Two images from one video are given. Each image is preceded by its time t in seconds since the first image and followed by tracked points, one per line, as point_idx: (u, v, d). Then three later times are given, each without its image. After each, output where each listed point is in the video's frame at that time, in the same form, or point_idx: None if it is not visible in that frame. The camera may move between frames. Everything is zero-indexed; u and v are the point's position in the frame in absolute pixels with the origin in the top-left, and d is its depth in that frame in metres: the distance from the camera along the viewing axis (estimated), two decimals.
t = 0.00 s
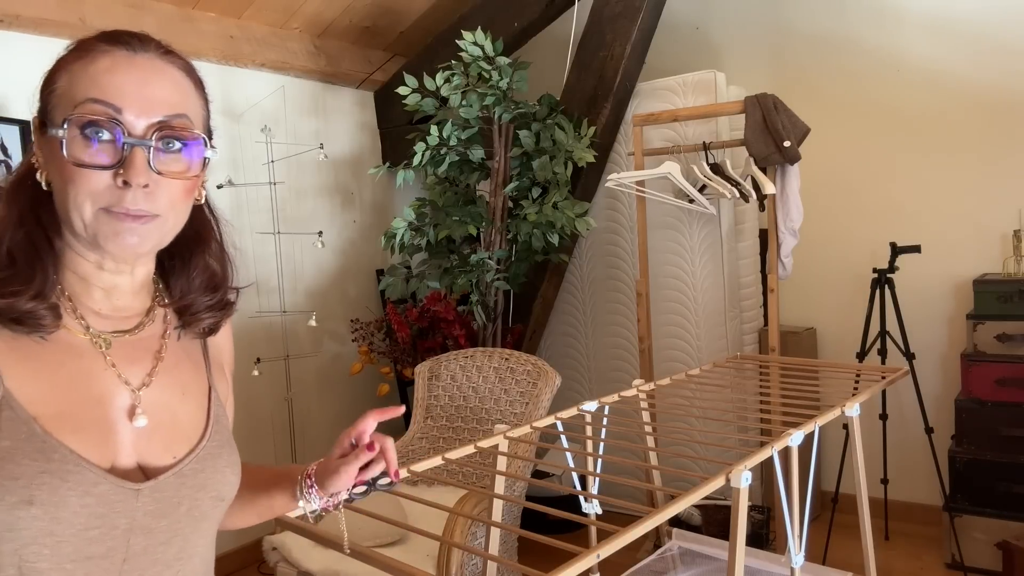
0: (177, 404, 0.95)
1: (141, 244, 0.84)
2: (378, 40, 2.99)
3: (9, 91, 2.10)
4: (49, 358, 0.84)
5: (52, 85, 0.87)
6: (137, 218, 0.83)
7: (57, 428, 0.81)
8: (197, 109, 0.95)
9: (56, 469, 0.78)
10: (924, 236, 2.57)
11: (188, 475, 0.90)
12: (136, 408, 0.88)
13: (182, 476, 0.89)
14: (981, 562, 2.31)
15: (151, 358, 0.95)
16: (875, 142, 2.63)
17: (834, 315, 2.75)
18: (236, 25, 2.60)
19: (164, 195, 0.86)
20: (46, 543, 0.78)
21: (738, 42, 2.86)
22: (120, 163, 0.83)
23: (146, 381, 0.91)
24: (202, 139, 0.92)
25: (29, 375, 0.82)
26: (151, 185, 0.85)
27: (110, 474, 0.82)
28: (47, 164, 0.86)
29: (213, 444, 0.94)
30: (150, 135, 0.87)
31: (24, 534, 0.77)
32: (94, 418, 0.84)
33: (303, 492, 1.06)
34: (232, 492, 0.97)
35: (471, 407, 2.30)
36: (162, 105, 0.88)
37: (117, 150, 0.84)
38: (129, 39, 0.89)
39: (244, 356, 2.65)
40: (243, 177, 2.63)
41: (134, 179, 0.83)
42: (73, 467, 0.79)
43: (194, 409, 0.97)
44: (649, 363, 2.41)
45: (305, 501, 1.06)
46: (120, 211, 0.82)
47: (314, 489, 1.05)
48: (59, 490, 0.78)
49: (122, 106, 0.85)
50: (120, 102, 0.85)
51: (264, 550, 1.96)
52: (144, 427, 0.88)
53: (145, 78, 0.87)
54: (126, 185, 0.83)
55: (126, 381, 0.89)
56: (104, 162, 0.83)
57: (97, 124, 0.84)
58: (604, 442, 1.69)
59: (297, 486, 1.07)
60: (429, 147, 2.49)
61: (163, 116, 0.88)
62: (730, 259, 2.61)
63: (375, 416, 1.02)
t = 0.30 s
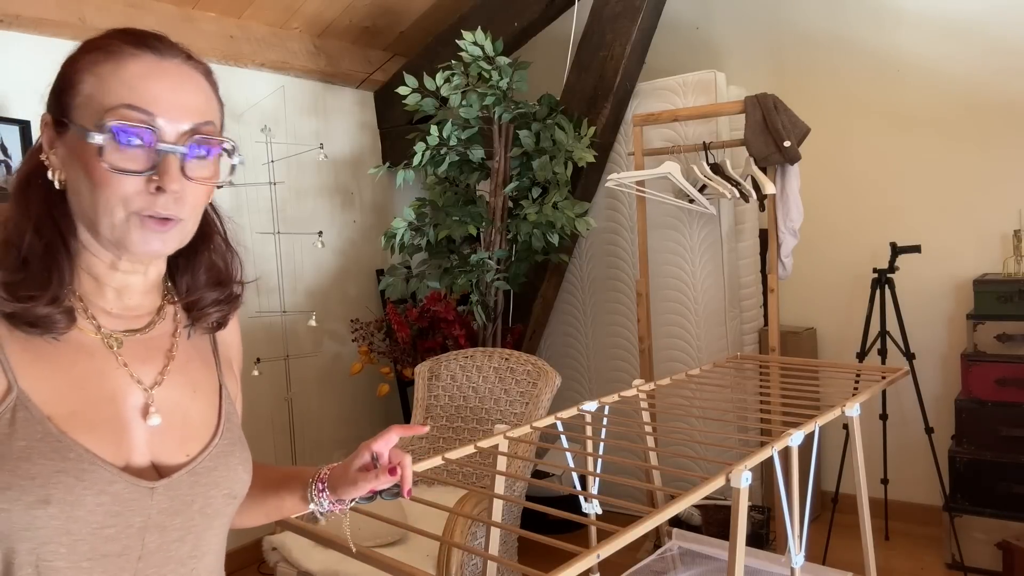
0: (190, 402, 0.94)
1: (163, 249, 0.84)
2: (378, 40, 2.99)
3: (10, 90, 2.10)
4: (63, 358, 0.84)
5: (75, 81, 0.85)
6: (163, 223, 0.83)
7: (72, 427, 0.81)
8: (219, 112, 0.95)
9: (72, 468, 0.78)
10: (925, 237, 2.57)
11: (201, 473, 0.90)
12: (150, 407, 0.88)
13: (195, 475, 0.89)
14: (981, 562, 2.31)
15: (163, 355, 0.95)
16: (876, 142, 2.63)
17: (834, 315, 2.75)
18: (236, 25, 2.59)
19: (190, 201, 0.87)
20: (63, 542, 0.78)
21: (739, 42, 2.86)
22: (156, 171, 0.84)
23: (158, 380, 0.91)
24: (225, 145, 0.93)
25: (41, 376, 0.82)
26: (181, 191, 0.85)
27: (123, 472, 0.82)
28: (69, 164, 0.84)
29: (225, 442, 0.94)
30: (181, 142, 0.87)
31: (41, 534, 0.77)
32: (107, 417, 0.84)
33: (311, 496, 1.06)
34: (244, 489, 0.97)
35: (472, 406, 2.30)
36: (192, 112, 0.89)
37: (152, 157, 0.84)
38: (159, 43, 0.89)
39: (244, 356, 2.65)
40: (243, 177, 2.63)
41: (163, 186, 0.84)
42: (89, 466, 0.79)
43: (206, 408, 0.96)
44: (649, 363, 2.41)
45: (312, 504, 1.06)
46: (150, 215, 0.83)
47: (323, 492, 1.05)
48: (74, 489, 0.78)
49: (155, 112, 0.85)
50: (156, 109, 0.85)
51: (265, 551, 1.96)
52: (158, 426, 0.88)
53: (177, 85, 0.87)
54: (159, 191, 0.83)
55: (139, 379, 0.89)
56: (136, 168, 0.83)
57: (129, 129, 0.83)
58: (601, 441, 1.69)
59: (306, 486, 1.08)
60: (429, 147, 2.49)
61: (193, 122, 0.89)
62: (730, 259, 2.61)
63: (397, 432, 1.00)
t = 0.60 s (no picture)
0: (193, 402, 0.95)
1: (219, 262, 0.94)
2: (378, 40, 2.99)
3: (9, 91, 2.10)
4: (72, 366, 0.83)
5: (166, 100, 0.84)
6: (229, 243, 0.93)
7: (80, 435, 0.81)
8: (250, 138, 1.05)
9: (82, 476, 0.78)
10: (924, 237, 2.57)
11: (206, 474, 0.90)
12: (158, 409, 0.89)
13: (200, 475, 0.89)
14: (981, 562, 2.31)
15: (164, 355, 0.95)
16: (876, 142, 2.63)
17: (834, 315, 2.75)
18: (236, 25, 2.59)
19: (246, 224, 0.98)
20: (76, 548, 0.78)
21: (739, 42, 2.86)
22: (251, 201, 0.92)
23: (161, 382, 0.91)
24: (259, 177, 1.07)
25: (46, 383, 0.81)
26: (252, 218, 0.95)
27: (132, 475, 0.82)
28: (150, 178, 0.83)
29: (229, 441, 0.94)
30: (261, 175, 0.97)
31: (54, 541, 0.76)
32: (115, 422, 0.84)
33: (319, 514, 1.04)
34: (247, 486, 0.97)
35: (472, 406, 2.30)
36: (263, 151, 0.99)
37: (251, 190, 0.92)
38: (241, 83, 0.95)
39: (244, 356, 2.65)
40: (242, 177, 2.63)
41: (249, 216, 0.93)
42: (99, 472, 0.79)
43: (208, 408, 0.96)
44: (649, 363, 2.41)
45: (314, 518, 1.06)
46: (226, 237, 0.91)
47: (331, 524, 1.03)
48: (86, 496, 0.78)
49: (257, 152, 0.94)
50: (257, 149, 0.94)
51: (264, 550, 1.96)
52: (164, 427, 0.88)
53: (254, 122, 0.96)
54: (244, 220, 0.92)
55: (143, 383, 0.89)
56: (241, 199, 0.90)
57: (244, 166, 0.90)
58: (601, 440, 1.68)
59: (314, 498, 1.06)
60: (429, 147, 2.49)
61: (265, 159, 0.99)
62: (730, 259, 2.61)
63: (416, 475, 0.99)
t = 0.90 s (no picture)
0: (216, 400, 0.95)
1: (190, 254, 0.83)
2: (378, 40, 2.99)
3: (9, 91, 2.10)
4: (89, 370, 0.82)
5: (100, 70, 0.82)
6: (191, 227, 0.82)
7: (105, 443, 0.79)
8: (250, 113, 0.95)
9: (111, 484, 0.77)
10: (925, 237, 2.57)
11: (235, 472, 0.90)
12: (180, 412, 0.88)
13: (231, 474, 0.90)
14: (981, 562, 2.31)
15: (184, 356, 0.94)
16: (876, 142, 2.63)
17: (835, 315, 2.75)
18: (236, 25, 2.59)
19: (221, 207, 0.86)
20: (111, 558, 0.78)
21: (739, 42, 2.86)
22: (188, 170, 0.82)
23: (183, 384, 0.90)
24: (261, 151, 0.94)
25: (68, 390, 0.79)
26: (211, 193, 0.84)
27: (163, 480, 0.82)
28: (90, 156, 0.81)
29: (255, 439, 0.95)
30: (218, 142, 0.86)
31: (87, 552, 0.76)
32: (139, 428, 0.83)
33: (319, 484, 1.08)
34: (273, 481, 0.98)
35: (471, 406, 2.30)
36: (230, 113, 0.88)
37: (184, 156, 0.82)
38: (193, 36, 0.86)
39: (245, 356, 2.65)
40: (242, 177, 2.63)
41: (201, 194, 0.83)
42: (127, 480, 0.78)
43: (231, 405, 0.97)
44: (649, 363, 2.41)
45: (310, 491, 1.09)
46: (177, 218, 0.81)
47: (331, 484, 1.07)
48: (117, 505, 0.77)
49: (194, 110, 0.84)
50: (193, 107, 0.83)
51: (265, 550, 1.97)
52: (188, 430, 0.88)
53: (214, 84, 0.86)
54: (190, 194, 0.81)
55: (165, 386, 0.88)
56: (169, 167, 0.80)
57: (165, 126, 0.81)
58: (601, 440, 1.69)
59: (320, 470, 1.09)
60: (429, 147, 2.49)
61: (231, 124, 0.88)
62: (730, 259, 2.61)
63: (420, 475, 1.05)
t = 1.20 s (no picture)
0: (220, 399, 0.94)
1: (153, 231, 0.82)
2: (378, 40, 2.99)
3: (10, 91, 2.10)
4: (82, 366, 0.82)
5: (59, 62, 0.86)
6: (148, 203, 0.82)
7: (94, 443, 0.79)
8: (215, 86, 0.93)
9: (96, 488, 0.77)
10: (925, 237, 2.57)
11: (235, 476, 0.89)
12: (176, 412, 0.87)
13: (230, 477, 0.89)
14: (981, 562, 2.31)
15: (188, 354, 0.94)
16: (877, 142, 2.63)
17: (835, 315, 2.75)
18: (236, 25, 2.59)
19: (180, 180, 0.85)
20: (95, 562, 0.77)
21: (739, 42, 2.86)
22: (133, 140, 0.82)
23: (183, 383, 0.90)
24: (219, 116, 0.92)
25: (59, 390, 0.79)
26: (163, 164, 0.84)
27: (153, 484, 0.81)
28: (56, 146, 0.84)
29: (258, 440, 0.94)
30: (163, 111, 0.86)
31: (69, 556, 0.76)
32: (133, 428, 0.82)
33: (349, 491, 1.07)
34: (278, 485, 0.97)
35: (472, 406, 2.30)
36: (175, 80, 0.87)
37: (128, 128, 0.82)
38: (142, 12, 0.87)
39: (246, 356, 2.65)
40: (243, 177, 2.63)
41: (154, 166, 0.83)
42: (113, 484, 0.78)
43: (237, 402, 0.96)
44: (649, 363, 2.41)
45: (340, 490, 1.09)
46: (130, 194, 0.81)
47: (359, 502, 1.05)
48: (101, 509, 0.77)
49: (132, 80, 0.84)
50: (131, 75, 0.84)
51: (264, 551, 1.97)
52: (185, 432, 0.87)
53: (159, 52, 0.86)
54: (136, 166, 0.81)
55: (164, 385, 0.88)
56: (114, 141, 0.81)
57: (106, 100, 0.83)
58: (602, 441, 1.69)
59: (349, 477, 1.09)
60: (429, 147, 2.49)
61: (176, 91, 0.87)
62: (730, 259, 2.61)
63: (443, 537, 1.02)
